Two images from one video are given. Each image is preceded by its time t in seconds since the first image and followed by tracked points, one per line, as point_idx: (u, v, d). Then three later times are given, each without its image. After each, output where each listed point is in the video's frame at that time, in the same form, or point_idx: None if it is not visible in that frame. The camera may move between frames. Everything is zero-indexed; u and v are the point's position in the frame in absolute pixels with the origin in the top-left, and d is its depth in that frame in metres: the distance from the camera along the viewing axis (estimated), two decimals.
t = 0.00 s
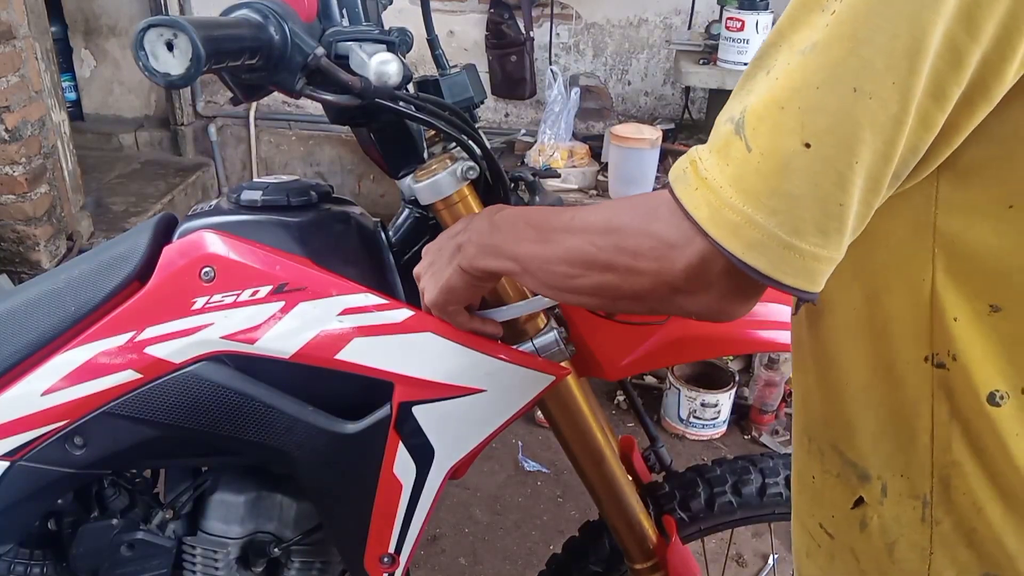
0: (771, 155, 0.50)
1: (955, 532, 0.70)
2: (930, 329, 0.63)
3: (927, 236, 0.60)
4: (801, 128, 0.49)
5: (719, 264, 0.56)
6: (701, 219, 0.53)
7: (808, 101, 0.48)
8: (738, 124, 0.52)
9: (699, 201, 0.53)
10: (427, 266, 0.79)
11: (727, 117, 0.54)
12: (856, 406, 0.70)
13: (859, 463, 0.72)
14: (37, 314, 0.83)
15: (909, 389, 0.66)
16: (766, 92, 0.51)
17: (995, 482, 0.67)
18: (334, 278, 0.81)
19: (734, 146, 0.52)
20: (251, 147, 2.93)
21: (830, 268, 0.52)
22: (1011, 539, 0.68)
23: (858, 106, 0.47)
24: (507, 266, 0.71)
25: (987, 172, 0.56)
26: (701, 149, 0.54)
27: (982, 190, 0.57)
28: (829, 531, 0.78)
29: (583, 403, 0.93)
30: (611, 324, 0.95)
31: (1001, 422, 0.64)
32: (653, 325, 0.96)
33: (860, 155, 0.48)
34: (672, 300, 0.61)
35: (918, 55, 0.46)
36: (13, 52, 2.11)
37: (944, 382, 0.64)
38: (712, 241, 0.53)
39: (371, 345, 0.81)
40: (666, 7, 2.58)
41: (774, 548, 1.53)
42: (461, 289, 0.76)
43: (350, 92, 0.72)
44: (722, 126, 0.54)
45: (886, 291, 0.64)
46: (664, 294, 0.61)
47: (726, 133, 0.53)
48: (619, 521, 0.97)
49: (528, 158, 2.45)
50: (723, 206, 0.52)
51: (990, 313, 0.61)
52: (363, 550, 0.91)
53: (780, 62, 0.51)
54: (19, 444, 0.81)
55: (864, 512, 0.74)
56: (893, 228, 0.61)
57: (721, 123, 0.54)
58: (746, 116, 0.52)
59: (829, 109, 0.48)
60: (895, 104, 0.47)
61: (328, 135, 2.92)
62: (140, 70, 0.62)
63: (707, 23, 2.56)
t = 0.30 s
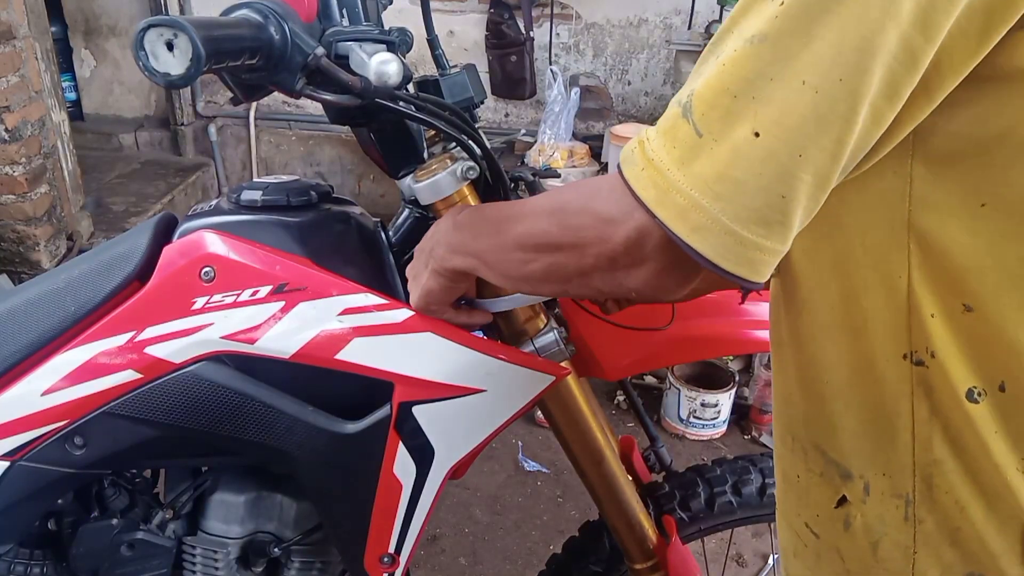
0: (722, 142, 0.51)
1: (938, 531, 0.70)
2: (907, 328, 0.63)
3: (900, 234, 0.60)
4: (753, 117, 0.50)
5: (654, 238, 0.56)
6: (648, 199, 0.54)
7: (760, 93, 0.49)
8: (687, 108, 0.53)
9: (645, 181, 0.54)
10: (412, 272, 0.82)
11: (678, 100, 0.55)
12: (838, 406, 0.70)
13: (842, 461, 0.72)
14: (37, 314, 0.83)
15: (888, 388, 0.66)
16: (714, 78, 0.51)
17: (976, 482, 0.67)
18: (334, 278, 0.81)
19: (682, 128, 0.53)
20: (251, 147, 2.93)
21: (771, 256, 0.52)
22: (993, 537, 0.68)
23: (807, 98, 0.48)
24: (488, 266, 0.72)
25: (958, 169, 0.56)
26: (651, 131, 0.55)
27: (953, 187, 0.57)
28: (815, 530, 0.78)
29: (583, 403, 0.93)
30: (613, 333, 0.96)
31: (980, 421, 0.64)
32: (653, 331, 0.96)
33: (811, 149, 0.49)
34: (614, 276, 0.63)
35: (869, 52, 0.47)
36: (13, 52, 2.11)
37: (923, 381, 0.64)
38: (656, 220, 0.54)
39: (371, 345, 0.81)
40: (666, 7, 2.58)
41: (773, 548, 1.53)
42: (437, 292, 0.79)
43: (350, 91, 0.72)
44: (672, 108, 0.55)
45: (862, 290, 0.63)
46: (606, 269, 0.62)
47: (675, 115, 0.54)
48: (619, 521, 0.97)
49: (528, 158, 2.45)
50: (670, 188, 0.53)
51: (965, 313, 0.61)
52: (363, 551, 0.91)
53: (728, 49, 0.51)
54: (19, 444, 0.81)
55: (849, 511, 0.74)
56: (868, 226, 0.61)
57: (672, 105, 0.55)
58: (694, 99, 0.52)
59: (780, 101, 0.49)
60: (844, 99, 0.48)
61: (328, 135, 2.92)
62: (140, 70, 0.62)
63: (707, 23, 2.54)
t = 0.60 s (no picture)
0: (708, 147, 0.51)
1: (930, 535, 0.69)
2: (898, 330, 0.63)
3: (890, 236, 0.60)
4: (738, 122, 0.50)
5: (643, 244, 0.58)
6: (635, 205, 0.55)
7: (744, 97, 0.50)
8: (673, 113, 0.53)
9: (633, 187, 0.55)
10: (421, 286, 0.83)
11: (666, 104, 0.55)
12: (830, 408, 0.70)
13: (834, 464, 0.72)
14: (37, 314, 0.83)
15: (879, 389, 0.66)
16: (700, 84, 0.52)
17: (967, 486, 0.66)
18: (334, 278, 0.81)
19: (667, 134, 0.53)
20: (251, 147, 2.94)
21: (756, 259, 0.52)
22: (986, 540, 0.67)
23: (790, 103, 0.48)
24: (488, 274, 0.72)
25: (947, 171, 0.57)
26: (640, 136, 0.56)
27: (941, 189, 0.57)
28: (809, 532, 0.78)
29: (583, 403, 0.93)
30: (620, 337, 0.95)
31: (971, 425, 0.63)
32: (658, 334, 0.96)
33: (796, 154, 0.49)
34: (603, 283, 0.63)
35: (851, 56, 0.47)
36: (13, 52, 2.11)
37: (913, 383, 0.64)
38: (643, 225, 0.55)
39: (371, 345, 0.81)
40: (666, 7, 2.58)
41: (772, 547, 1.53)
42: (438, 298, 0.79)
43: (350, 91, 0.72)
44: (660, 113, 0.55)
45: (851, 291, 0.63)
46: (595, 275, 0.63)
47: (662, 121, 0.54)
48: (619, 521, 0.97)
49: (528, 158, 2.45)
50: (656, 193, 0.53)
51: (954, 316, 0.61)
52: (363, 551, 0.91)
53: (713, 54, 0.52)
54: (19, 444, 0.81)
55: (841, 513, 0.74)
56: (857, 228, 0.61)
57: (660, 110, 0.55)
58: (680, 104, 0.53)
59: (763, 105, 0.49)
60: (828, 103, 0.48)
61: (328, 135, 2.92)
62: (140, 70, 0.62)
63: (707, 23, 2.55)
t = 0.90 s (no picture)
0: (689, 139, 0.51)
1: (922, 536, 0.69)
2: (888, 332, 0.63)
3: (879, 238, 0.60)
4: (718, 116, 0.50)
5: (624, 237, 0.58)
6: (615, 198, 0.54)
7: (725, 90, 0.49)
8: (655, 107, 0.53)
9: (613, 179, 0.54)
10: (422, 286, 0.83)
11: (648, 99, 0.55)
12: (822, 409, 0.70)
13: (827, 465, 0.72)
14: (37, 314, 0.83)
15: (870, 391, 0.66)
16: (682, 78, 0.51)
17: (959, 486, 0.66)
18: (334, 278, 0.81)
19: (648, 127, 0.53)
20: (252, 147, 2.94)
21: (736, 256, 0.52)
22: (977, 542, 0.67)
23: (771, 97, 0.48)
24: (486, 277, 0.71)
25: (935, 171, 0.56)
26: (622, 130, 0.56)
27: (928, 190, 0.57)
28: (803, 533, 0.78)
29: (584, 403, 0.93)
30: (620, 337, 0.95)
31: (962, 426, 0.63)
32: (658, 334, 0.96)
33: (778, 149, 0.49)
34: (581, 276, 0.63)
35: (833, 50, 0.46)
36: (13, 52, 2.11)
37: (904, 384, 0.64)
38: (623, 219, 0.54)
39: (371, 345, 0.81)
40: (666, 8, 2.58)
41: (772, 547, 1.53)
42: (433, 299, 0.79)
43: (350, 92, 0.72)
44: (642, 107, 0.55)
45: (842, 294, 0.63)
46: (574, 269, 0.63)
47: (644, 114, 0.54)
48: (619, 521, 0.97)
49: (528, 158, 2.45)
50: (636, 186, 0.53)
51: (944, 317, 0.60)
52: (363, 551, 0.91)
53: (696, 47, 0.51)
54: (19, 444, 0.81)
55: (834, 514, 0.74)
56: (847, 229, 0.61)
57: (642, 104, 0.55)
58: (662, 98, 0.52)
59: (743, 99, 0.49)
60: (810, 98, 0.47)
61: (328, 135, 2.92)
62: (140, 70, 0.62)
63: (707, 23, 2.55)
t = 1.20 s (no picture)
0: (651, 138, 0.50)
1: (899, 545, 0.68)
2: (867, 336, 0.62)
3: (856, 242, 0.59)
4: (680, 113, 0.48)
5: (591, 240, 0.57)
6: (586, 202, 0.54)
7: (686, 86, 0.48)
8: (625, 110, 0.52)
9: (585, 184, 0.54)
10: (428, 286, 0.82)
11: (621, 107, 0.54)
12: (803, 413, 0.70)
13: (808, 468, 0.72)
14: (38, 313, 0.83)
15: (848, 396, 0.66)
16: (648, 79, 0.50)
17: (936, 498, 0.64)
18: (333, 278, 0.81)
19: (619, 131, 0.52)
20: (252, 147, 2.94)
21: (707, 260, 0.51)
22: (955, 552, 0.65)
23: (732, 94, 0.47)
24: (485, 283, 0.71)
25: (911, 178, 0.55)
26: (598, 138, 0.55)
27: (903, 196, 0.56)
28: (784, 537, 0.77)
29: (584, 404, 0.93)
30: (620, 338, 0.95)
31: (938, 435, 0.61)
32: (658, 332, 0.96)
33: (740, 148, 0.48)
34: (555, 283, 0.63)
35: (793, 45, 0.45)
36: (13, 52, 2.11)
37: (882, 391, 0.63)
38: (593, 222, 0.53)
39: (371, 345, 0.81)
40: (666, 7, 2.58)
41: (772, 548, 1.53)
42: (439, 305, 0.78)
43: (350, 92, 0.72)
44: (615, 115, 0.54)
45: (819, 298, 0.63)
46: (548, 275, 0.63)
47: (617, 120, 0.53)
48: (619, 521, 0.97)
49: (528, 158, 2.45)
50: (604, 190, 0.52)
51: (922, 323, 0.59)
52: (363, 551, 0.91)
53: (662, 44, 0.50)
54: (19, 444, 0.81)
55: (815, 519, 0.74)
56: (824, 233, 0.61)
57: (615, 112, 0.54)
58: (631, 102, 0.52)
59: (705, 96, 0.47)
60: (773, 93, 0.46)
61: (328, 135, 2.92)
62: (140, 70, 0.62)
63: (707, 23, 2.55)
